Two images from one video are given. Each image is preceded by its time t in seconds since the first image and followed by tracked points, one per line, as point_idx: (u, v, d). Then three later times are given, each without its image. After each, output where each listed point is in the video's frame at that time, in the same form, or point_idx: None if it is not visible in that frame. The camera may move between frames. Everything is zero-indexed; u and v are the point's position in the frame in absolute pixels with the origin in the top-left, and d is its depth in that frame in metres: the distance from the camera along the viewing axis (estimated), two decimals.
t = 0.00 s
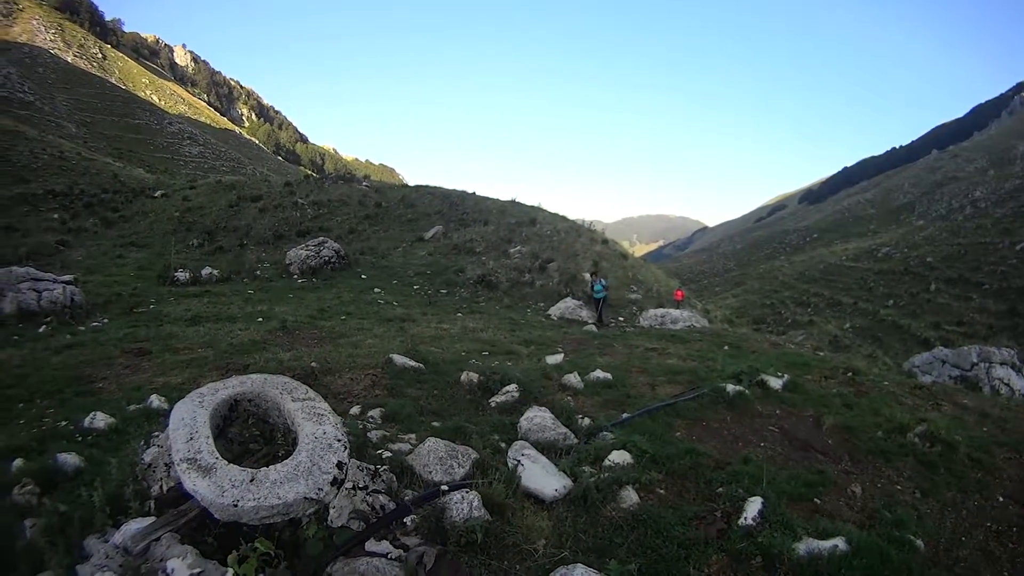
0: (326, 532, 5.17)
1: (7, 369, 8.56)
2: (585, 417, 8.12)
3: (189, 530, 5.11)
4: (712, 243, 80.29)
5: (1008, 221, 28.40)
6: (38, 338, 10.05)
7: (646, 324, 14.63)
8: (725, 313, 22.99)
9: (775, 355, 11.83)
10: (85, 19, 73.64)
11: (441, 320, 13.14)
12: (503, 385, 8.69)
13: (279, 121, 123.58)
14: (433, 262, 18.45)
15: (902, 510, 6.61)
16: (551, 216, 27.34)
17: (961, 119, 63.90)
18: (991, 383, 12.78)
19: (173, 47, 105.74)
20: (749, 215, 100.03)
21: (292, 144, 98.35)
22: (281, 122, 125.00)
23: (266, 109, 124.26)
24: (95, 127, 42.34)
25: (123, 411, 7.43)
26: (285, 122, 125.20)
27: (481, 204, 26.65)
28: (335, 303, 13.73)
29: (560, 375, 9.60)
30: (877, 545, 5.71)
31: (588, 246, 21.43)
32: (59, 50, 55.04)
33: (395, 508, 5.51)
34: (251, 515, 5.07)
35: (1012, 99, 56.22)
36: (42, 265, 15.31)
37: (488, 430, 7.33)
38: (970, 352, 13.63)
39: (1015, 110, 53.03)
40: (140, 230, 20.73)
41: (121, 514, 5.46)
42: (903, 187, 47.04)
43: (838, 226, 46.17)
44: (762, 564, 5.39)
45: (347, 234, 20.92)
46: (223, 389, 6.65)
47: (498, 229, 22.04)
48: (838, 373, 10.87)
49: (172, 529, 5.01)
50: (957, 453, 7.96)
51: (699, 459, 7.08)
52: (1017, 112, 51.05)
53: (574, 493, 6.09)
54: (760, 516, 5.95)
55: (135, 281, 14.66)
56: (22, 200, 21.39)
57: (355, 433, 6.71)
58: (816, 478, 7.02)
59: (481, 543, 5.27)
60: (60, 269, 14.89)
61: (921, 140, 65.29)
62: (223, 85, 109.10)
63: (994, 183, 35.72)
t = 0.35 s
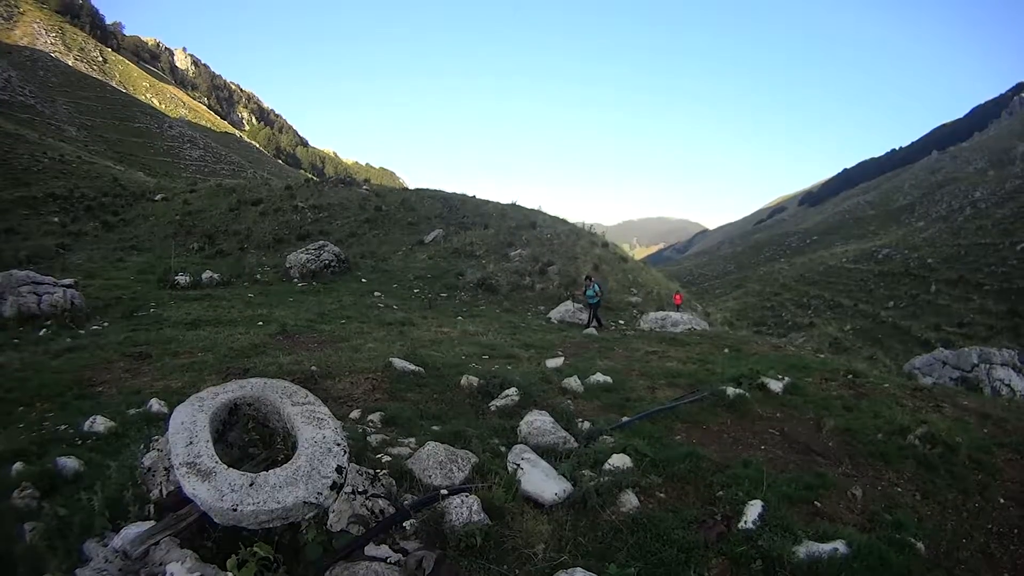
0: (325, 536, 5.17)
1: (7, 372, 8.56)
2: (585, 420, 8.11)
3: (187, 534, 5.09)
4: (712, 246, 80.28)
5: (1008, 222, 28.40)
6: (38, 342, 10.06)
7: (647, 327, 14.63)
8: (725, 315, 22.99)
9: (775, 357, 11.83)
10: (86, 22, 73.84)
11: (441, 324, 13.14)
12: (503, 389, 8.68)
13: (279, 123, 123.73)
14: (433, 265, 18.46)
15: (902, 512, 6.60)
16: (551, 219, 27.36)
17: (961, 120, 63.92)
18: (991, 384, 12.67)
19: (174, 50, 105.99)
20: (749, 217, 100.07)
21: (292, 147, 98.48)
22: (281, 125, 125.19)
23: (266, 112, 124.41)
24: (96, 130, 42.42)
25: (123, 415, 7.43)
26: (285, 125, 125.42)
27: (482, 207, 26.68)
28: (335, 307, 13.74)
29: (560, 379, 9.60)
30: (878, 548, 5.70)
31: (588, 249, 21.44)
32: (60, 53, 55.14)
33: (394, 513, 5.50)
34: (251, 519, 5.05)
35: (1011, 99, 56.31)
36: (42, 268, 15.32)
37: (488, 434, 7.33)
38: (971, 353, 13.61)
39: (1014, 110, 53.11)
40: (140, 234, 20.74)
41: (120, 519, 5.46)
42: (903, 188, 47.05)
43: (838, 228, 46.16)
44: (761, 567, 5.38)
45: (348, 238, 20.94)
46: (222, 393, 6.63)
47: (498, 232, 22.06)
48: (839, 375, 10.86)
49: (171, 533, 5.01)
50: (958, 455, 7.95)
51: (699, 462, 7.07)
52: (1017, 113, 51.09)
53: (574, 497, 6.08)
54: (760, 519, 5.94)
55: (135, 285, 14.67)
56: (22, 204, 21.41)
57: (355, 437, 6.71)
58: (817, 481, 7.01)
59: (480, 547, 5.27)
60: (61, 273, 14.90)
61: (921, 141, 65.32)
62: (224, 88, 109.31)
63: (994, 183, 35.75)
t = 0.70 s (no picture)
0: (321, 535, 5.17)
1: (3, 372, 8.55)
2: (581, 419, 8.12)
3: (183, 533, 5.10)
4: (709, 245, 80.35)
5: (1004, 222, 28.49)
6: (33, 341, 10.03)
7: (643, 326, 14.64)
8: (722, 315, 23.03)
9: (771, 356, 11.85)
10: (83, 21, 73.61)
11: (438, 323, 13.15)
12: (499, 387, 8.69)
13: (277, 122, 123.57)
14: (430, 264, 18.46)
15: (898, 511, 6.61)
16: (549, 219, 27.38)
17: (958, 120, 64.08)
18: (988, 384, 12.74)
19: (172, 49, 105.82)
20: (746, 216, 100.20)
21: (290, 146, 98.34)
22: (279, 124, 125.05)
23: (264, 111, 124.24)
24: (92, 129, 42.31)
25: (119, 414, 7.43)
26: (283, 124, 125.27)
27: (479, 207, 26.69)
28: (332, 306, 13.73)
29: (557, 378, 9.61)
30: (874, 547, 5.71)
31: (585, 248, 21.47)
32: (57, 51, 54.96)
33: (390, 511, 5.50)
34: (246, 518, 5.04)
35: (1008, 100, 56.51)
36: (37, 268, 15.27)
37: (484, 433, 7.34)
38: (967, 353, 13.65)
39: (1010, 111, 53.31)
40: (136, 233, 20.70)
41: (116, 518, 5.46)
42: (900, 188, 47.17)
43: (835, 228, 46.25)
44: (758, 566, 5.38)
45: (345, 237, 20.93)
46: (218, 393, 6.63)
47: (495, 231, 22.07)
48: (835, 374, 10.88)
49: (167, 532, 5.02)
50: (954, 454, 7.98)
51: (695, 461, 7.09)
52: (1014, 113, 51.26)
53: (570, 496, 6.09)
54: (757, 518, 5.95)
55: (131, 284, 14.64)
56: (18, 203, 21.35)
57: (351, 436, 6.71)
58: (813, 480, 7.03)
59: (476, 546, 5.28)
60: (57, 273, 14.87)
61: (918, 141, 65.46)
62: (221, 87, 109.13)
63: (991, 184, 35.85)
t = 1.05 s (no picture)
0: (323, 534, 5.19)
1: (4, 374, 8.56)
2: (582, 417, 8.13)
3: (186, 533, 5.11)
4: (710, 243, 80.34)
5: (1004, 218, 28.49)
6: (34, 343, 10.04)
7: (644, 324, 14.65)
8: (723, 312, 23.06)
9: (772, 354, 11.86)
10: (81, 23, 73.50)
11: (438, 322, 13.16)
12: (500, 386, 8.69)
13: (275, 123, 123.49)
14: (430, 264, 18.46)
15: (899, 508, 6.63)
16: (549, 217, 27.35)
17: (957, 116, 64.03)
18: (989, 380, 12.69)
19: (170, 51, 105.75)
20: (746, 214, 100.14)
21: (290, 146, 98.32)
22: (279, 125, 125.00)
23: (263, 112, 124.19)
24: (91, 131, 42.28)
25: (120, 416, 7.43)
26: (282, 125, 125.23)
27: (479, 206, 26.68)
28: (333, 306, 13.74)
29: (557, 376, 9.61)
30: (875, 544, 5.72)
31: (586, 247, 21.46)
32: (55, 54, 54.90)
33: (391, 510, 5.51)
34: (248, 518, 5.04)
35: (1007, 96, 56.47)
36: (38, 270, 15.28)
37: (485, 431, 7.34)
38: (968, 349, 13.64)
39: (1010, 107, 53.27)
40: (136, 234, 20.71)
41: (118, 519, 5.47)
42: (899, 185, 47.14)
43: (835, 225, 46.22)
44: (759, 563, 5.40)
45: (345, 237, 20.93)
46: (219, 393, 6.63)
47: (495, 230, 22.06)
48: (835, 371, 10.90)
49: (169, 532, 5.02)
50: (954, 450, 7.99)
51: (696, 458, 7.09)
52: (1013, 109, 51.19)
53: (571, 494, 6.10)
54: (758, 516, 5.96)
55: (131, 286, 14.64)
56: (17, 206, 21.34)
57: (352, 436, 6.72)
58: (814, 477, 7.04)
59: (477, 544, 5.28)
60: (57, 275, 14.87)
61: (917, 138, 65.42)
62: (220, 88, 109.05)
63: (991, 180, 35.83)
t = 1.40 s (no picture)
0: (328, 538, 5.18)
1: (10, 377, 8.59)
2: (587, 422, 8.11)
3: (190, 536, 5.11)
4: (714, 246, 80.24)
5: (1009, 220, 28.39)
6: (39, 346, 10.07)
7: (649, 328, 14.63)
8: (727, 316, 23.02)
9: (777, 358, 11.83)
10: (86, 27, 73.97)
11: (443, 326, 13.17)
12: (504, 390, 8.69)
13: (280, 127, 123.91)
14: (434, 268, 18.48)
15: (904, 511, 6.60)
16: (553, 221, 27.37)
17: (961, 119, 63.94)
18: (994, 383, 12.66)
19: (175, 55, 106.34)
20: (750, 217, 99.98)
21: (294, 150, 98.61)
22: (283, 128, 125.40)
23: (267, 115, 124.65)
24: (97, 135, 42.49)
25: (125, 418, 7.45)
26: (286, 128, 125.65)
27: (483, 210, 26.71)
28: (337, 310, 13.76)
29: (562, 380, 9.60)
30: (880, 548, 5.70)
31: (590, 250, 21.46)
32: (60, 58, 55.23)
33: (396, 514, 5.50)
34: (253, 521, 5.07)
35: (1011, 97, 56.31)
36: (43, 273, 15.34)
37: (490, 435, 7.34)
38: (973, 352, 13.59)
39: (1014, 108, 53.07)
40: (141, 238, 20.78)
41: (122, 521, 5.47)
42: (903, 187, 47.02)
43: (839, 228, 46.15)
44: (763, 567, 5.38)
45: (349, 241, 20.97)
46: (225, 396, 6.63)
47: (499, 234, 22.07)
48: (840, 375, 10.86)
49: (174, 535, 5.04)
50: (960, 454, 7.95)
51: (701, 463, 7.08)
52: (1017, 110, 51.11)
53: (576, 499, 6.08)
54: (763, 520, 5.94)
55: (137, 289, 14.69)
56: (24, 209, 21.45)
57: (357, 439, 6.73)
58: (819, 481, 7.02)
59: (482, 548, 5.27)
60: (62, 278, 14.93)
61: (921, 140, 65.31)
62: (225, 92, 109.55)
63: (995, 182, 35.72)
